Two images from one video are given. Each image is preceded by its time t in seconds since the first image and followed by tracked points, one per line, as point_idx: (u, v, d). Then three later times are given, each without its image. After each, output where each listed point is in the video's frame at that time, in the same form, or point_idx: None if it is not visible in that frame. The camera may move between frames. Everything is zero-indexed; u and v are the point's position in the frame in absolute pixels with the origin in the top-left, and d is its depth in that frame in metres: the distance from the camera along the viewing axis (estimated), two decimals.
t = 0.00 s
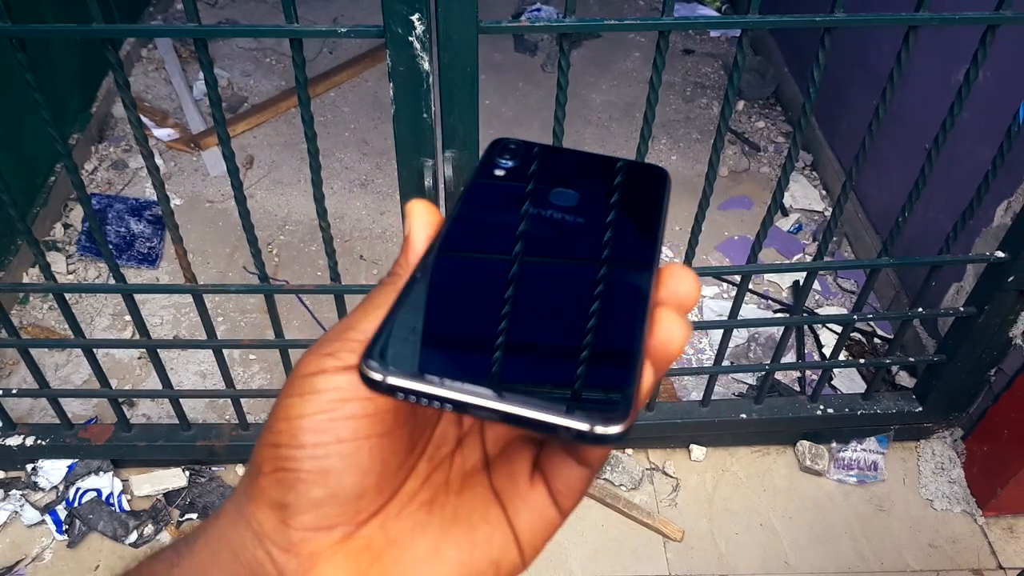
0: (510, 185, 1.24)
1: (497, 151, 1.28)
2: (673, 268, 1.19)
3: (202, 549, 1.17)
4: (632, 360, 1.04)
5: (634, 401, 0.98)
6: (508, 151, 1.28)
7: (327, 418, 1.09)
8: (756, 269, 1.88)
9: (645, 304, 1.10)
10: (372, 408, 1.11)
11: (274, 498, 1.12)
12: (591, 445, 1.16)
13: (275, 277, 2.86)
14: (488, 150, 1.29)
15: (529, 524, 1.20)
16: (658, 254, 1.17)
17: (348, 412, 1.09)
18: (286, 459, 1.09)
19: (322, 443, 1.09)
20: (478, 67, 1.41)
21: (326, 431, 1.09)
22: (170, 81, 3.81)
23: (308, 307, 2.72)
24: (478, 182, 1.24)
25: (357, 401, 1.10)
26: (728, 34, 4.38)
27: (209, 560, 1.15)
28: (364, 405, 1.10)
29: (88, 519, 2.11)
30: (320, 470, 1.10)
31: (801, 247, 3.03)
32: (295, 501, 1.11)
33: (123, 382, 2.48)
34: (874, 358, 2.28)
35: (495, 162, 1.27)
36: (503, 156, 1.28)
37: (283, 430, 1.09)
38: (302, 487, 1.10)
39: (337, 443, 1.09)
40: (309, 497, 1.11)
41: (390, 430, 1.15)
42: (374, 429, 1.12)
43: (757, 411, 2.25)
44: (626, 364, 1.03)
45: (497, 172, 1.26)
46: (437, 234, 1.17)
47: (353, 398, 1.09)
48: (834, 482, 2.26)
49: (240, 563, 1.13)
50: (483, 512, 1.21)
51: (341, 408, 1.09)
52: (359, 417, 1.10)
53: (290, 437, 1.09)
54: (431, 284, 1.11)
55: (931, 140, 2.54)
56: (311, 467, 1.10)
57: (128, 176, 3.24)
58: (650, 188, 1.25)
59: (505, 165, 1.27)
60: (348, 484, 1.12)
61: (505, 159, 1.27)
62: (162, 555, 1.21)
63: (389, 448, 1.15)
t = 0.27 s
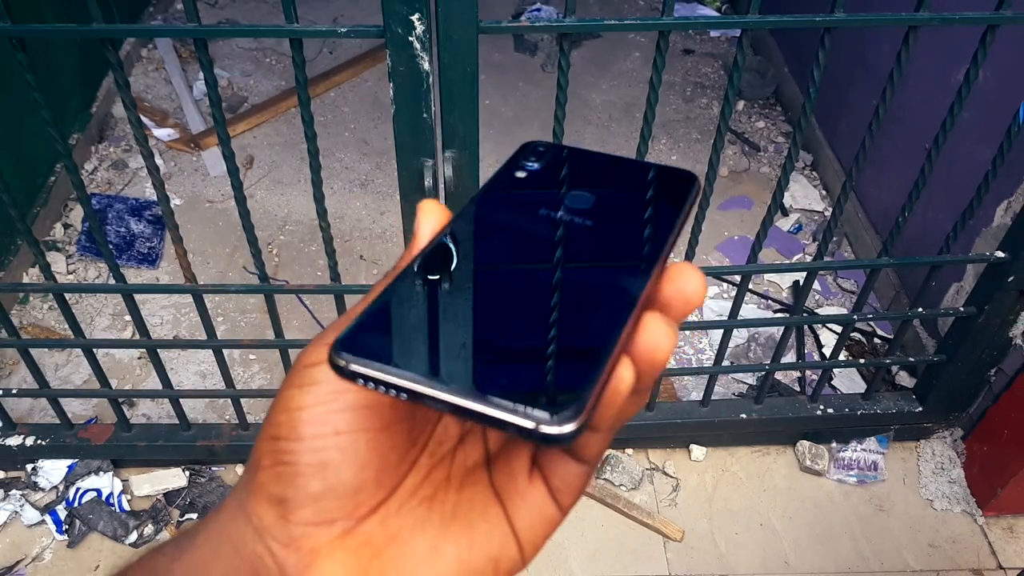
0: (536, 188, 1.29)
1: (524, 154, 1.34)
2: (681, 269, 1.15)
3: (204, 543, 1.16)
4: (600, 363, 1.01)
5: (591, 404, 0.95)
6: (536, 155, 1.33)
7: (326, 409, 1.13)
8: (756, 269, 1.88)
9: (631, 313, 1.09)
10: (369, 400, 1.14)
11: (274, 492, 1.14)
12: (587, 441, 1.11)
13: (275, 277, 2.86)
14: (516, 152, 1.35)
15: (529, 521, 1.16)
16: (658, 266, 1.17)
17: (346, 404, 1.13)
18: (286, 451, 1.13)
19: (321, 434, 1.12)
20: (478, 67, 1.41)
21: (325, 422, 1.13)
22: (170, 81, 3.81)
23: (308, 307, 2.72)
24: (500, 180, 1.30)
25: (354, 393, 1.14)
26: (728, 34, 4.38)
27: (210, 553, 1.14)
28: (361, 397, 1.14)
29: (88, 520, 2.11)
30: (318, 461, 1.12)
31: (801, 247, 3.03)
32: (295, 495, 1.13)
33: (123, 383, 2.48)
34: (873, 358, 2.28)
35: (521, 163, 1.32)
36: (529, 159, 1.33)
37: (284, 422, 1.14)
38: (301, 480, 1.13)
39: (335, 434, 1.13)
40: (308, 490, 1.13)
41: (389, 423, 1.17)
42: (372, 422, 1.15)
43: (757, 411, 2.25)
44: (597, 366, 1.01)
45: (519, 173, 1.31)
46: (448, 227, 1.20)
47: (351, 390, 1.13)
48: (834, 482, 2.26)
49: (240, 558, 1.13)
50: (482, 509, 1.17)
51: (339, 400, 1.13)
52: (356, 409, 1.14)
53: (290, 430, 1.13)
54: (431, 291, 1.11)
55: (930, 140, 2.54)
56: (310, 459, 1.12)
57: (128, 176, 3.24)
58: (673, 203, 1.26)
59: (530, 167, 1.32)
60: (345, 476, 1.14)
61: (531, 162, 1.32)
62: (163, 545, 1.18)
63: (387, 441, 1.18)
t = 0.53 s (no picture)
0: (564, 196, 1.25)
1: (556, 160, 1.31)
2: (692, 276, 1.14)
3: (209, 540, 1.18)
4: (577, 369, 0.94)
5: (558, 411, 0.89)
6: (568, 162, 1.30)
7: (331, 407, 1.14)
8: (756, 269, 1.88)
9: (626, 318, 1.02)
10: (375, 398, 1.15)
11: (278, 490, 1.14)
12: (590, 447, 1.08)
13: (276, 277, 2.86)
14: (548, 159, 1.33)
15: (535, 525, 1.15)
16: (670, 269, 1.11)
17: (351, 402, 1.14)
18: (291, 448, 1.12)
19: (326, 431, 1.13)
20: (478, 67, 1.41)
21: (331, 419, 1.13)
22: (170, 81, 3.81)
23: (308, 307, 2.72)
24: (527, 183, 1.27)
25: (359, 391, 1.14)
26: (728, 34, 4.38)
27: (216, 551, 1.17)
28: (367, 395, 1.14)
29: (89, 520, 2.11)
30: (323, 458, 1.12)
31: (801, 247, 3.03)
32: (299, 492, 1.13)
33: (123, 383, 2.48)
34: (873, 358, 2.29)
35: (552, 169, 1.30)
36: (560, 165, 1.30)
37: (290, 418, 1.14)
38: (306, 477, 1.12)
39: (341, 431, 1.13)
40: (314, 488, 1.12)
41: (394, 422, 1.17)
42: (377, 420, 1.16)
43: (757, 411, 2.25)
44: (574, 372, 0.94)
45: (548, 178, 1.28)
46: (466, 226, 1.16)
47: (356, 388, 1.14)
48: (834, 482, 2.26)
49: (246, 556, 1.15)
50: (488, 513, 1.17)
51: (344, 398, 1.14)
52: (360, 407, 1.14)
53: (296, 426, 1.13)
54: (467, 301, 1.05)
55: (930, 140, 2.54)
56: (315, 456, 1.12)
57: (128, 176, 3.24)
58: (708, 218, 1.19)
59: (560, 173, 1.29)
60: (350, 474, 1.14)
61: (562, 167, 1.30)
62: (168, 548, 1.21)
63: (392, 440, 1.18)
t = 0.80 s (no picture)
0: (591, 203, 1.19)
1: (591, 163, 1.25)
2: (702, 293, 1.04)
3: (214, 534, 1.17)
4: (556, 390, 0.89)
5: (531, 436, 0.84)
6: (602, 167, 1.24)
7: (341, 405, 1.15)
8: (756, 269, 1.88)
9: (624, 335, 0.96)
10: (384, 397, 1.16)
11: (286, 487, 1.14)
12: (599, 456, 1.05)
13: (276, 277, 2.86)
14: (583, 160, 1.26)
15: (543, 532, 1.12)
16: (681, 287, 1.02)
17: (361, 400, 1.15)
18: (300, 445, 1.14)
19: (336, 430, 1.14)
20: (478, 67, 1.41)
21: (340, 417, 1.15)
22: (170, 81, 3.82)
23: (308, 307, 2.72)
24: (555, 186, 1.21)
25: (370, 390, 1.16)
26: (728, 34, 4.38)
27: (220, 545, 1.15)
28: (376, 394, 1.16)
29: (89, 520, 2.11)
30: (333, 456, 1.14)
31: (802, 247, 3.03)
32: (308, 490, 1.13)
33: (123, 383, 2.48)
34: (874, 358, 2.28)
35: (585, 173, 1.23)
36: (594, 169, 1.24)
37: (300, 416, 1.15)
38: (315, 475, 1.13)
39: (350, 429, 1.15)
40: (322, 486, 1.13)
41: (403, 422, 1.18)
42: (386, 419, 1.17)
43: (757, 411, 2.25)
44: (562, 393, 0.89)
45: (578, 182, 1.22)
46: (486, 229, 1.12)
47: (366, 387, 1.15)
48: (834, 482, 2.26)
49: (251, 553, 1.13)
50: (495, 518, 1.14)
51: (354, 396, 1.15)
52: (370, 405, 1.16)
53: (306, 424, 1.14)
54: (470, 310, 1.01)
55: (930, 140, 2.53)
56: (324, 453, 1.14)
57: (128, 176, 3.25)
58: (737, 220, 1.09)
59: (592, 177, 1.23)
60: (358, 472, 1.15)
61: (594, 171, 1.23)
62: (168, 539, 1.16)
63: (400, 440, 1.18)
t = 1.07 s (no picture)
0: (604, 209, 1.16)
1: (609, 163, 1.21)
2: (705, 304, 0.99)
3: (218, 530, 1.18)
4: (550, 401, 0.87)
5: (509, 452, 0.82)
6: (620, 169, 1.20)
7: (345, 405, 1.14)
8: (755, 269, 1.88)
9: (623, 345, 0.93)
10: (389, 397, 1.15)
11: (290, 485, 1.15)
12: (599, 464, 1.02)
13: (276, 277, 2.86)
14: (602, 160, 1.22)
15: (544, 538, 1.10)
16: (686, 295, 0.99)
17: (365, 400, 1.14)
18: (304, 444, 1.13)
19: (340, 429, 1.13)
20: (478, 67, 1.41)
21: (344, 417, 1.14)
22: (170, 81, 3.82)
23: (308, 307, 2.72)
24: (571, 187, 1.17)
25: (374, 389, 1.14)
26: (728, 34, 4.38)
27: (224, 541, 1.16)
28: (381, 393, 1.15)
29: (89, 520, 2.11)
30: (336, 456, 1.13)
31: (802, 248, 3.03)
32: (311, 489, 1.14)
33: (123, 383, 2.48)
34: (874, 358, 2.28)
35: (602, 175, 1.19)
36: (612, 171, 1.20)
37: (305, 415, 1.15)
38: (317, 474, 1.14)
39: (354, 430, 1.14)
40: (325, 485, 1.14)
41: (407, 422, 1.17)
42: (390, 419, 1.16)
43: (757, 410, 2.25)
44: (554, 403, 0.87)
45: (595, 184, 1.18)
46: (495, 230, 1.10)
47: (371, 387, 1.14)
48: (833, 482, 2.26)
49: (254, 549, 1.15)
50: (496, 522, 1.12)
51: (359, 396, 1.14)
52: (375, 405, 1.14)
53: (310, 422, 1.14)
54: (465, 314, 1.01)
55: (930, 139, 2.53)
56: (327, 453, 1.13)
57: (128, 176, 3.25)
58: (750, 241, 1.04)
59: (609, 180, 1.19)
60: (361, 472, 1.14)
61: (611, 173, 1.19)
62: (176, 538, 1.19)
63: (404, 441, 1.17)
